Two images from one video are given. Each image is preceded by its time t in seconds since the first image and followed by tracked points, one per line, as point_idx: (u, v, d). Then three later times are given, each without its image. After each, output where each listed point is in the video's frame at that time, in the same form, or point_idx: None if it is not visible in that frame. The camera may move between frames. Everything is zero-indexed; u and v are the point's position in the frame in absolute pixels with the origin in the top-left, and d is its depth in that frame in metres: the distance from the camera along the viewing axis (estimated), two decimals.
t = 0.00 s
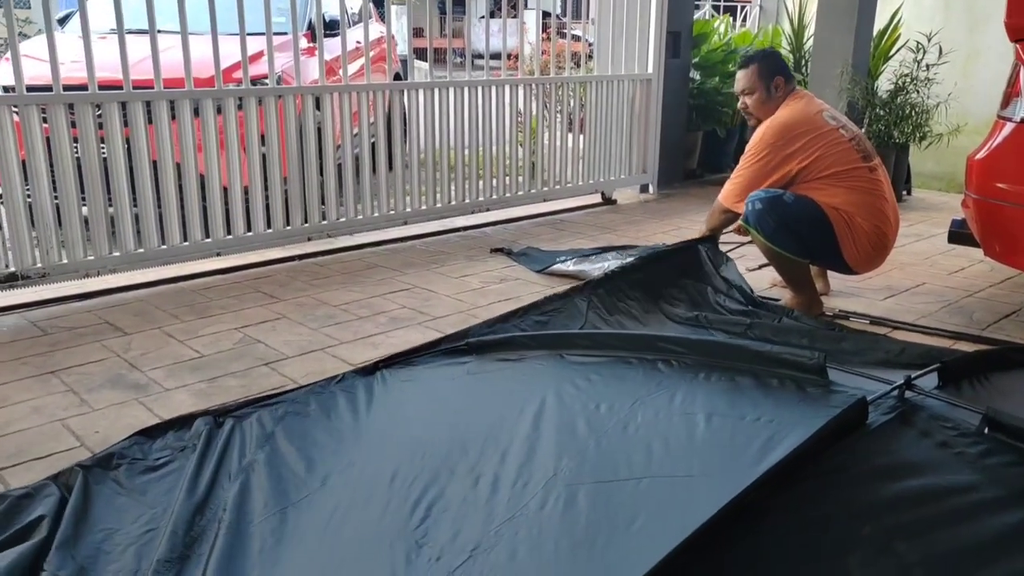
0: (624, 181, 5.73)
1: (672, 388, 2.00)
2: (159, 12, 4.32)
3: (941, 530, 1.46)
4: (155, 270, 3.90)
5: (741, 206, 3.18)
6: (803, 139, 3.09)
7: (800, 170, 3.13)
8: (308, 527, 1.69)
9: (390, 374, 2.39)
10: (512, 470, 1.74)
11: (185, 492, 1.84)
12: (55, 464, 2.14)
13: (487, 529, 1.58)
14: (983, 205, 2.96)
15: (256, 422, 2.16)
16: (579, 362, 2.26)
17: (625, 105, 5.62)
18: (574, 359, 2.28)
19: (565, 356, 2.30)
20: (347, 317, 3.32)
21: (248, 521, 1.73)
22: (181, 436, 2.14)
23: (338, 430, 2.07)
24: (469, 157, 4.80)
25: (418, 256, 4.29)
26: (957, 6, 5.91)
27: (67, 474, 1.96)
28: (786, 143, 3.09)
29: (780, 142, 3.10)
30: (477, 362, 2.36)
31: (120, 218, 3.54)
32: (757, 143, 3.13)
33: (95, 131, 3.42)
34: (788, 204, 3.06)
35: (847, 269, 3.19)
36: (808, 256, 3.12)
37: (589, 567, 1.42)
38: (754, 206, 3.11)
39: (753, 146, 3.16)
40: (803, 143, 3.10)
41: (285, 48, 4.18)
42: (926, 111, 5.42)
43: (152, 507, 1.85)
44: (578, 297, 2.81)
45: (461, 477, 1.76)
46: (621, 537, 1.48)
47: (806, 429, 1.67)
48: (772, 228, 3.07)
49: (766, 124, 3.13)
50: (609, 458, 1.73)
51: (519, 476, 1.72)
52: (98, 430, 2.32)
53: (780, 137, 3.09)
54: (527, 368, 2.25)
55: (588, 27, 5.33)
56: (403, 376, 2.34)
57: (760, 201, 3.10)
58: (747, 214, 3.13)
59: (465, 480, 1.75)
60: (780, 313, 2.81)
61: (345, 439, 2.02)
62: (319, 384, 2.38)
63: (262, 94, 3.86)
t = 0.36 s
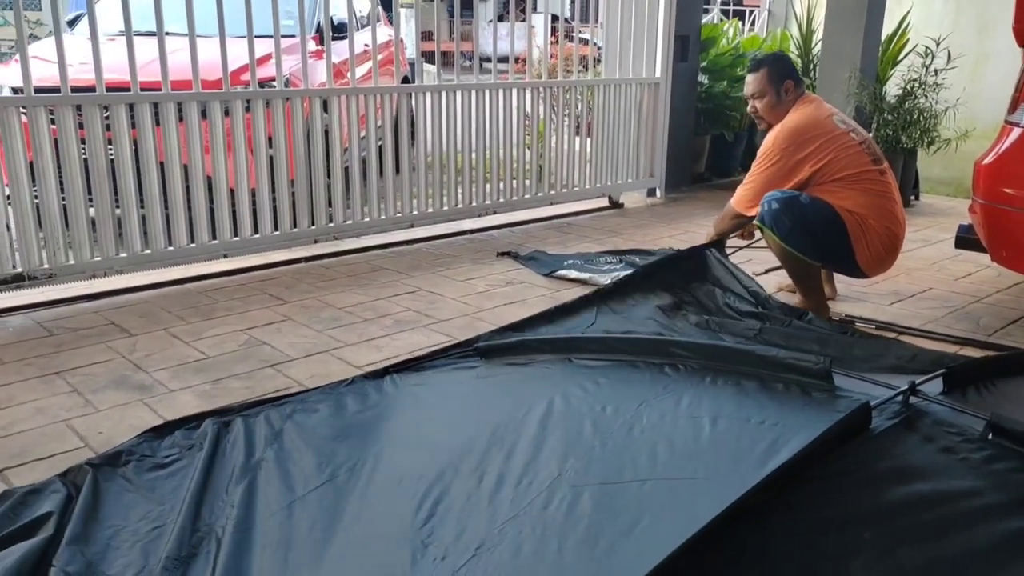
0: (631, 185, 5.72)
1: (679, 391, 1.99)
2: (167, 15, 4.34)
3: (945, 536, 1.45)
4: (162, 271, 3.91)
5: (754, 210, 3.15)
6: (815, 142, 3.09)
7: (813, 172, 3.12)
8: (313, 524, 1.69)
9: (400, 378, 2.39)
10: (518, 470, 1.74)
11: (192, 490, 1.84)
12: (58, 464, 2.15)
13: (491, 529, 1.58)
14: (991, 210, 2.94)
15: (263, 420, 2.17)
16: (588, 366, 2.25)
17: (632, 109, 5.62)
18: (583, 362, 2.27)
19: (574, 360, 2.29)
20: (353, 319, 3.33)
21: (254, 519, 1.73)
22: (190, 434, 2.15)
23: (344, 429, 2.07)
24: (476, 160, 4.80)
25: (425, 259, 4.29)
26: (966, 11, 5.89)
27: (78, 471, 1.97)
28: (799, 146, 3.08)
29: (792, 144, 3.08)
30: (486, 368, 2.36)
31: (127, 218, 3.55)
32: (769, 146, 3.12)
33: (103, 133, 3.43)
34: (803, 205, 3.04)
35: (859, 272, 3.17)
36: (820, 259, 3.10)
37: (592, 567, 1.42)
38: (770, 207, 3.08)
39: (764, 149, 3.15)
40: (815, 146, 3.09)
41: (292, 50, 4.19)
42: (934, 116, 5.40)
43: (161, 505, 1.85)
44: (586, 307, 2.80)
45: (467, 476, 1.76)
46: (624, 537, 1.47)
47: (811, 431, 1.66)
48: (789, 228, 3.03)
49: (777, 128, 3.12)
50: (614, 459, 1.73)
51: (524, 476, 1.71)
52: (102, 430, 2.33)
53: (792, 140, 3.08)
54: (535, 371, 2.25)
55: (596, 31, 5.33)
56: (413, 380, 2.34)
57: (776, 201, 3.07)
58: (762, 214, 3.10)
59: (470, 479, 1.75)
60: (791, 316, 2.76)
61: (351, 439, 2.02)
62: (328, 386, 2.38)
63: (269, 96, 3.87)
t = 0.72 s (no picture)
0: (615, 185, 5.73)
1: (652, 397, 2.00)
2: (147, 16, 4.31)
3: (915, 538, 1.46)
4: (143, 275, 3.88)
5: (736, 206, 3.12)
6: (798, 140, 3.09)
7: (795, 170, 3.13)
8: (286, 541, 1.68)
9: (371, 386, 2.37)
10: (492, 482, 1.73)
11: (159, 504, 1.83)
12: (36, 472, 2.13)
13: (464, 542, 1.58)
14: (969, 209, 2.96)
15: (232, 431, 2.15)
16: (561, 372, 2.24)
17: (616, 109, 5.62)
18: (556, 368, 2.26)
19: (547, 365, 2.29)
20: (335, 322, 3.31)
21: (228, 537, 1.72)
22: (156, 445, 2.13)
23: (317, 441, 2.06)
24: (459, 161, 4.79)
25: (408, 261, 4.28)
26: (945, 11, 5.93)
27: (41, 485, 1.96)
28: (783, 143, 3.09)
29: (776, 142, 3.09)
30: (458, 372, 2.36)
31: (106, 223, 3.53)
32: (753, 142, 3.12)
33: (81, 136, 3.40)
34: (784, 203, 3.05)
35: (839, 271, 3.19)
36: (802, 257, 3.11)
37: None
38: (751, 204, 3.09)
39: (748, 146, 3.15)
40: (798, 143, 3.10)
41: (273, 52, 4.17)
42: (915, 115, 5.44)
43: (126, 518, 1.83)
44: (558, 316, 2.79)
45: (441, 488, 1.75)
46: (598, 549, 1.47)
47: (782, 437, 1.67)
48: (770, 226, 3.04)
49: (761, 125, 3.13)
50: (588, 468, 1.73)
51: (498, 488, 1.71)
52: (80, 438, 2.31)
53: (776, 137, 3.08)
54: (509, 378, 2.24)
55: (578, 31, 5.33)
56: (385, 388, 2.32)
57: (757, 199, 3.08)
58: (743, 212, 3.10)
59: (444, 491, 1.74)
60: (764, 317, 2.82)
61: (324, 450, 2.01)
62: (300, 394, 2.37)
63: (250, 99, 3.84)
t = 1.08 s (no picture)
0: (608, 184, 5.74)
1: (647, 395, 2.00)
2: (138, 19, 4.30)
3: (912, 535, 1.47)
4: (137, 278, 3.88)
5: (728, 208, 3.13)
6: (790, 138, 3.11)
7: (787, 169, 3.14)
8: (279, 541, 1.68)
9: (368, 387, 2.37)
10: (486, 480, 1.74)
11: (154, 509, 1.83)
12: (33, 476, 2.12)
13: (458, 537, 1.58)
14: (962, 204, 2.98)
15: (227, 435, 2.15)
16: (556, 371, 2.25)
17: (608, 108, 5.63)
18: (551, 368, 2.27)
19: (542, 365, 2.29)
20: (331, 323, 3.31)
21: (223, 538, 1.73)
22: (151, 448, 2.13)
23: (312, 443, 2.06)
24: (452, 161, 4.79)
25: (402, 261, 4.28)
26: (935, 7, 5.96)
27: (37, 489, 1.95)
28: (774, 142, 3.10)
29: (768, 141, 3.10)
30: (454, 373, 2.36)
31: (100, 225, 3.52)
32: (745, 141, 3.13)
33: (74, 139, 3.39)
34: (776, 202, 3.06)
35: (833, 268, 3.20)
36: (796, 256, 3.13)
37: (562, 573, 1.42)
38: (743, 204, 3.10)
39: (740, 145, 3.16)
40: (790, 142, 3.11)
41: (265, 54, 4.17)
42: (905, 111, 5.46)
43: (122, 522, 1.83)
44: (551, 318, 2.79)
45: (435, 485, 1.76)
46: (594, 543, 1.48)
47: (780, 434, 1.67)
48: (762, 226, 3.06)
49: (752, 124, 3.13)
50: (583, 464, 1.73)
51: (492, 484, 1.72)
52: (77, 441, 2.30)
53: (768, 136, 3.09)
54: (505, 378, 2.25)
55: (570, 30, 5.34)
56: (380, 389, 2.33)
57: (749, 199, 3.09)
58: (736, 212, 3.12)
59: (439, 488, 1.75)
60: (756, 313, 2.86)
61: (319, 452, 2.01)
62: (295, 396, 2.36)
63: (242, 100, 3.83)
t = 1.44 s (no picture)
0: (610, 189, 5.74)
1: (641, 407, 2.00)
2: (144, 22, 4.31)
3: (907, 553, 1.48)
4: (140, 280, 3.88)
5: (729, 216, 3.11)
6: (791, 147, 3.10)
7: (788, 177, 3.14)
8: (269, 558, 1.68)
9: (354, 395, 2.36)
10: (479, 499, 1.73)
11: (142, 525, 1.81)
12: (34, 479, 2.13)
13: (453, 562, 1.57)
14: (963, 212, 2.98)
15: (215, 443, 2.13)
16: (545, 382, 2.24)
17: (611, 113, 5.64)
18: (541, 379, 2.26)
19: (533, 376, 2.28)
20: (331, 328, 3.31)
21: (211, 552, 1.72)
22: (140, 454, 2.11)
23: (300, 453, 2.05)
24: (455, 166, 4.80)
25: (403, 266, 4.28)
26: (938, 15, 5.97)
27: (27, 496, 1.93)
28: (775, 151, 3.09)
29: (769, 149, 3.09)
30: (441, 384, 2.34)
31: (102, 228, 3.52)
32: (746, 149, 3.12)
33: (77, 142, 3.40)
34: (776, 211, 3.07)
35: (832, 277, 3.21)
36: (793, 264, 3.13)
37: None
38: (742, 213, 3.10)
39: (741, 152, 3.16)
40: (791, 151, 3.10)
41: (269, 57, 4.18)
42: (908, 119, 5.46)
43: (111, 530, 1.81)
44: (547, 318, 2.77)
45: (427, 504, 1.76)
46: (589, 568, 1.47)
47: (774, 448, 1.67)
48: (760, 234, 3.06)
49: (754, 131, 3.13)
50: (576, 485, 1.72)
51: (485, 503, 1.71)
52: (78, 445, 2.30)
53: (769, 144, 3.09)
54: (492, 390, 2.24)
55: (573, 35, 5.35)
56: (366, 398, 2.32)
57: (748, 208, 3.08)
58: (735, 222, 3.11)
59: (431, 507, 1.74)
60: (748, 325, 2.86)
61: (307, 463, 2.00)
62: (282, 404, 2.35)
63: (245, 104, 3.84)
